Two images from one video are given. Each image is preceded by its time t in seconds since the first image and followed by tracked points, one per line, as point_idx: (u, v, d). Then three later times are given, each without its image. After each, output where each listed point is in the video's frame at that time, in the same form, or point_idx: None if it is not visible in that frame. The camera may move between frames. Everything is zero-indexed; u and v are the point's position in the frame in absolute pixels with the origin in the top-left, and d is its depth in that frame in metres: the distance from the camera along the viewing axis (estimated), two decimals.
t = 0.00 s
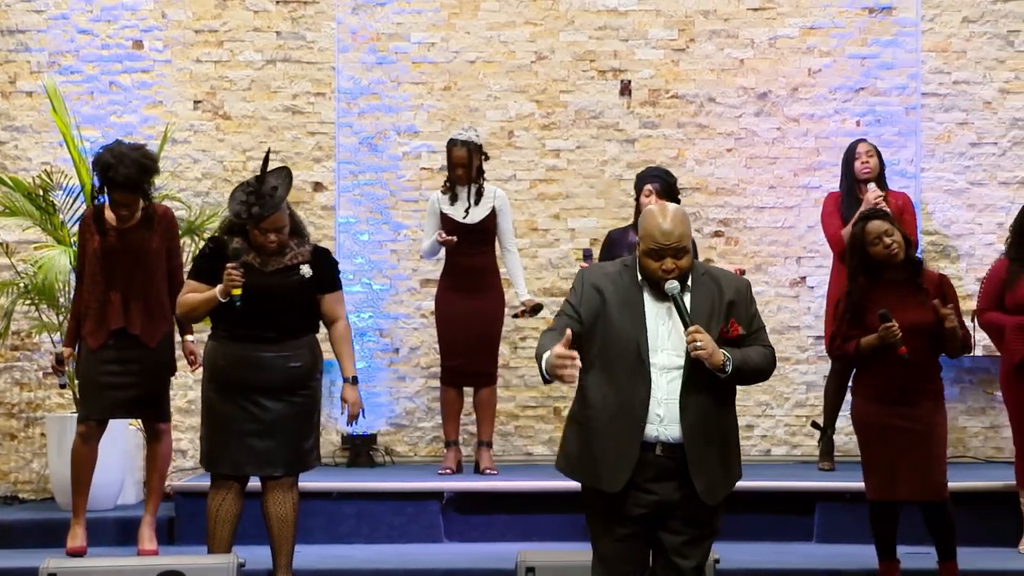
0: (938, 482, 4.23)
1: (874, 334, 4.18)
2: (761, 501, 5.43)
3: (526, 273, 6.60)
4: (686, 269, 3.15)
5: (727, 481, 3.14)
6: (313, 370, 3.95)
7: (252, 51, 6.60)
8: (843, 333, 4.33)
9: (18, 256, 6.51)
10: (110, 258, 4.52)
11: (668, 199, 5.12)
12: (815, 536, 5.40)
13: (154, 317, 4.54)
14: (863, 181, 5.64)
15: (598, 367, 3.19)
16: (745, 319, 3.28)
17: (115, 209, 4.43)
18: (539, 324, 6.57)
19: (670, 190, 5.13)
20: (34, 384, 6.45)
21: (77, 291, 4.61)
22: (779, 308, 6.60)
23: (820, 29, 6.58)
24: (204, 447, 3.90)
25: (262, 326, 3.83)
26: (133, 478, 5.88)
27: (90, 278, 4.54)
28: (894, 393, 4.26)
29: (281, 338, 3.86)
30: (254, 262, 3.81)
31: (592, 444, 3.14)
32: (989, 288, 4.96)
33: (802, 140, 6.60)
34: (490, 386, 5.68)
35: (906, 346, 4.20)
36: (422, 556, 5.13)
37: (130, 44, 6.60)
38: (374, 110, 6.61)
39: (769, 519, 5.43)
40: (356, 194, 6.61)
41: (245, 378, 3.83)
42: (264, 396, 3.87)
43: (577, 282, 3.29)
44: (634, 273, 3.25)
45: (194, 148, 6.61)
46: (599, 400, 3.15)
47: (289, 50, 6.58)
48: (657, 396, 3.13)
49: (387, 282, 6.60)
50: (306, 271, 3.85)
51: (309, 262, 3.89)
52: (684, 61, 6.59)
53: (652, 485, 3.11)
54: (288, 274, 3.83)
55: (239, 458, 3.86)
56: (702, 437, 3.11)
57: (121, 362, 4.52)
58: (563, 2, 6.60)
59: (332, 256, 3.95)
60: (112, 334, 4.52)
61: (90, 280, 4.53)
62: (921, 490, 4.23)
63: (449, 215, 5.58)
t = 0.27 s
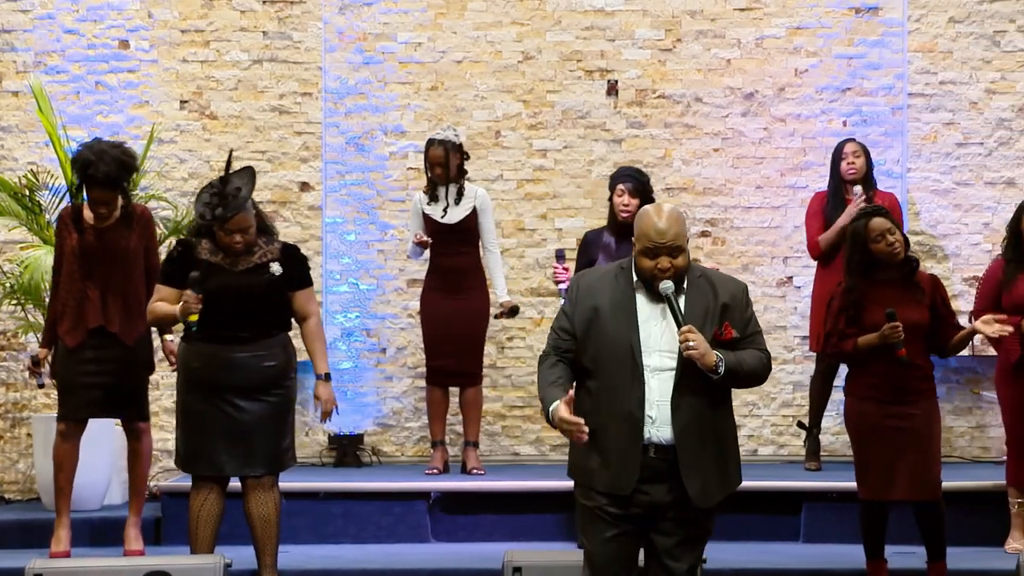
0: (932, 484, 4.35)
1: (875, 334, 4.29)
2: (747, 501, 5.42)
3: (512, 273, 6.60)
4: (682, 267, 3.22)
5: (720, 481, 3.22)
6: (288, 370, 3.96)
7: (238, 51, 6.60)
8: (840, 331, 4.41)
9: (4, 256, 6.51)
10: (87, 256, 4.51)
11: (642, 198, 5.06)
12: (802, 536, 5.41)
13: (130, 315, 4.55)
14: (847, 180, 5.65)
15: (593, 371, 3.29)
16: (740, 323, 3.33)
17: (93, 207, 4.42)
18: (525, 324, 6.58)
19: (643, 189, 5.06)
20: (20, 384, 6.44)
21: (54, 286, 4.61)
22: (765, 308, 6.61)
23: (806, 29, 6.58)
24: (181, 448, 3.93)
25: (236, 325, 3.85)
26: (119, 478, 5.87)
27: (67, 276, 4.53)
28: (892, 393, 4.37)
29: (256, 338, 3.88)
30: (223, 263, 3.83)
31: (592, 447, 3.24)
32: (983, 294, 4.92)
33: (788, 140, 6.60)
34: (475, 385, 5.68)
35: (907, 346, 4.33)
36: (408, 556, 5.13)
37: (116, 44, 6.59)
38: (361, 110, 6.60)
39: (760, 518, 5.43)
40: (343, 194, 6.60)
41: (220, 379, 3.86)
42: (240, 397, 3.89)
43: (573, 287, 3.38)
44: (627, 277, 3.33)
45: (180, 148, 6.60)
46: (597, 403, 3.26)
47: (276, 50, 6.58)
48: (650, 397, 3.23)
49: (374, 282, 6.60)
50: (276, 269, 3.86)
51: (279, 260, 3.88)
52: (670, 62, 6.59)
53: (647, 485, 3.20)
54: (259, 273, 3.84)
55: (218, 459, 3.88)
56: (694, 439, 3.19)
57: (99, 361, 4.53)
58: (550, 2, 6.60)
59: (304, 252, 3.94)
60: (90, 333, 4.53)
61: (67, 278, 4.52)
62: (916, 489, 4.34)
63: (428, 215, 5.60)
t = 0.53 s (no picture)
0: (928, 482, 4.35)
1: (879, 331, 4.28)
2: (731, 500, 5.42)
3: (497, 273, 6.60)
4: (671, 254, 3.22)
5: (705, 478, 3.19)
6: (259, 370, 3.96)
7: (222, 50, 6.59)
8: (836, 329, 4.37)
9: None
10: (59, 255, 4.51)
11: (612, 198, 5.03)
12: (784, 536, 5.41)
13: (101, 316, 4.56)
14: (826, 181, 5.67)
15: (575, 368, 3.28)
16: (725, 318, 3.30)
17: (66, 204, 4.41)
18: (510, 324, 6.58)
19: (614, 190, 5.04)
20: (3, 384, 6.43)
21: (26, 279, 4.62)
22: (749, 308, 6.61)
23: (790, 29, 6.59)
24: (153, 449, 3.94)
25: (204, 326, 3.86)
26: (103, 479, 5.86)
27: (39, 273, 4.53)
28: (890, 392, 4.35)
29: (225, 338, 3.89)
30: (189, 266, 3.83)
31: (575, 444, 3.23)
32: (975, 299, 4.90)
33: (772, 140, 6.61)
34: (458, 385, 5.68)
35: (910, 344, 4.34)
36: (392, 556, 5.14)
37: (100, 44, 6.59)
38: (346, 110, 6.60)
39: (743, 518, 5.43)
40: (328, 194, 6.60)
41: (188, 380, 3.86)
42: (210, 398, 3.89)
43: (560, 286, 3.38)
44: (612, 276, 3.33)
45: (164, 147, 6.60)
46: (578, 399, 3.25)
47: (260, 50, 6.58)
48: (632, 393, 3.21)
49: (358, 282, 6.60)
50: (243, 269, 3.86)
51: (246, 260, 3.88)
52: (655, 62, 6.59)
53: (630, 482, 3.18)
54: (225, 273, 3.84)
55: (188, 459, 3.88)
56: (676, 434, 3.17)
57: (71, 360, 4.56)
58: (534, 2, 6.60)
59: (270, 251, 3.93)
60: (62, 331, 4.55)
61: (38, 275, 4.53)
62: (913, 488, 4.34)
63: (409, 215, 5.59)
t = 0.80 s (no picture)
0: (915, 480, 4.35)
1: (873, 330, 4.30)
2: (706, 500, 5.43)
3: (472, 272, 6.60)
4: (648, 242, 3.22)
5: (681, 471, 3.14)
6: (223, 370, 3.95)
7: (197, 50, 6.58)
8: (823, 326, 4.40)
9: None
10: (23, 255, 4.49)
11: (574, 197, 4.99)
12: (759, 535, 5.42)
13: (63, 318, 4.55)
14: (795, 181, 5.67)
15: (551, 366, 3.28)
16: (700, 311, 3.27)
17: (30, 206, 4.35)
18: (485, 324, 6.57)
19: (576, 190, 5.00)
20: None
21: None
22: (724, 308, 6.62)
23: (765, 29, 6.59)
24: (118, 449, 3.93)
25: (165, 326, 3.85)
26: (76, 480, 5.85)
27: None
28: (883, 391, 4.35)
29: (187, 337, 3.88)
30: (148, 266, 3.83)
31: (548, 442, 3.22)
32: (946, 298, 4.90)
33: (747, 141, 6.61)
34: (433, 385, 5.68)
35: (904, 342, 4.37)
36: (367, 556, 5.14)
37: (74, 43, 6.59)
38: (320, 110, 6.59)
39: (716, 518, 5.44)
40: (302, 194, 6.59)
41: (152, 379, 3.85)
42: (174, 398, 3.88)
43: (538, 288, 3.39)
44: (588, 273, 3.34)
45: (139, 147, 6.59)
46: (552, 397, 3.24)
47: (234, 50, 6.57)
48: (603, 387, 3.19)
49: (333, 282, 6.59)
50: (202, 268, 3.85)
51: (205, 258, 3.87)
52: (630, 62, 6.60)
53: (603, 478, 3.15)
54: (185, 273, 3.83)
55: (153, 460, 3.87)
56: (647, 426, 3.13)
57: (34, 360, 4.52)
58: (510, 2, 6.60)
59: (229, 249, 3.92)
60: (23, 332, 4.51)
61: None
62: (901, 486, 4.33)
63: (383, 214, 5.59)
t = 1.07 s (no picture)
0: (902, 481, 4.34)
1: (858, 331, 4.30)
2: (690, 500, 5.43)
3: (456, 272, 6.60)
4: (633, 238, 3.19)
5: (668, 465, 3.09)
6: (202, 369, 3.95)
7: (180, 49, 6.57)
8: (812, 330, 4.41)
9: None
10: None
11: (550, 197, 5.00)
12: (742, 535, 5.43)
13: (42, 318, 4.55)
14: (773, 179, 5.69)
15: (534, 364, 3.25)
16: (684, 304, 3.23)
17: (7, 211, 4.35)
18: (469, 324, 6.56)
19: (552, 190, 5.00)
20: None
21: None
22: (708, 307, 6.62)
23: (748, 29, 6.60)
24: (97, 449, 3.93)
25: (142, 326, 3.84)
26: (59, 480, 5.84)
27: None
28: (870, 391, 4.35)
29: (166, 337, 3.87)
30: (124, 266, 3.82)
31: (534, 441, 3.19)
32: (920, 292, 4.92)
33: (731, 140, 6.62)
34: (417, 385, 5.68)
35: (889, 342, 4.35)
36: (351, 556, 5.13)
37: (57, 42, 6.57)
38: (304, 109, 6.59)
39: (700, 518, 5.44)
40: (286, 194, 6.59)
41: (131, 379, 3.85)
42: (153, 397, 3.88)
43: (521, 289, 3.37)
44: (571, 272, 3.31)
45: (122, 147, 6.58)
46: (536, 395, 3.21)
47: (218, 50, 6.56)
48: (587, 382, 3.16)
49: (317, 282, 6.59)
50: (179, 267, 3.84)
51: (182, 258, 3.86)
52: (614, 62, 6.60)
53: (590, 476, 3.11)
54: (162, 272, 3.82)
55: (134, 459, 3.87)
56: (633, 420, 3.09)
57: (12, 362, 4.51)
58: (493, 2, 6.60)
59: (206, 248, 3.91)
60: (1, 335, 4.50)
61: None
62: (888, 487, 4.33)
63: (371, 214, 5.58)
